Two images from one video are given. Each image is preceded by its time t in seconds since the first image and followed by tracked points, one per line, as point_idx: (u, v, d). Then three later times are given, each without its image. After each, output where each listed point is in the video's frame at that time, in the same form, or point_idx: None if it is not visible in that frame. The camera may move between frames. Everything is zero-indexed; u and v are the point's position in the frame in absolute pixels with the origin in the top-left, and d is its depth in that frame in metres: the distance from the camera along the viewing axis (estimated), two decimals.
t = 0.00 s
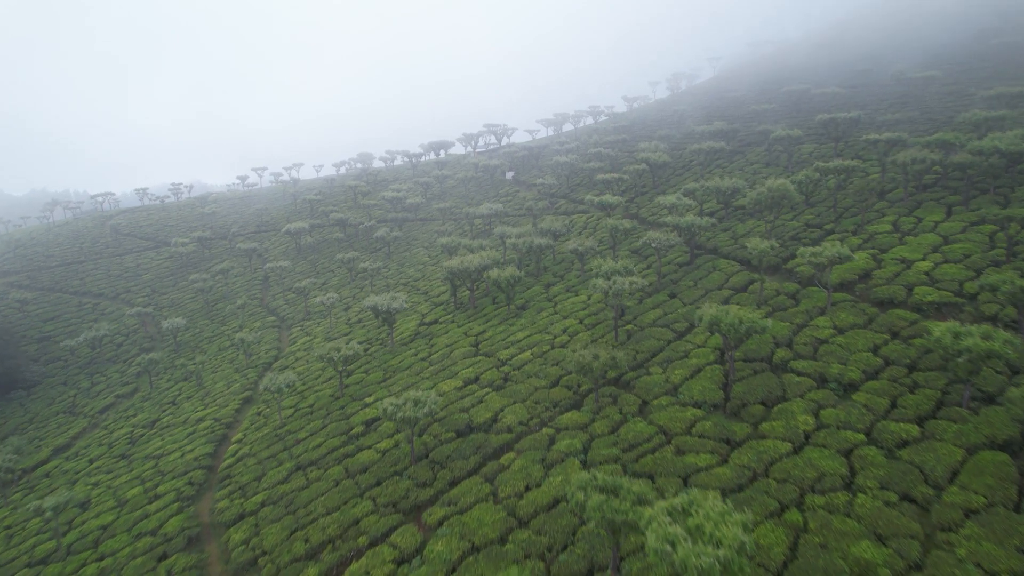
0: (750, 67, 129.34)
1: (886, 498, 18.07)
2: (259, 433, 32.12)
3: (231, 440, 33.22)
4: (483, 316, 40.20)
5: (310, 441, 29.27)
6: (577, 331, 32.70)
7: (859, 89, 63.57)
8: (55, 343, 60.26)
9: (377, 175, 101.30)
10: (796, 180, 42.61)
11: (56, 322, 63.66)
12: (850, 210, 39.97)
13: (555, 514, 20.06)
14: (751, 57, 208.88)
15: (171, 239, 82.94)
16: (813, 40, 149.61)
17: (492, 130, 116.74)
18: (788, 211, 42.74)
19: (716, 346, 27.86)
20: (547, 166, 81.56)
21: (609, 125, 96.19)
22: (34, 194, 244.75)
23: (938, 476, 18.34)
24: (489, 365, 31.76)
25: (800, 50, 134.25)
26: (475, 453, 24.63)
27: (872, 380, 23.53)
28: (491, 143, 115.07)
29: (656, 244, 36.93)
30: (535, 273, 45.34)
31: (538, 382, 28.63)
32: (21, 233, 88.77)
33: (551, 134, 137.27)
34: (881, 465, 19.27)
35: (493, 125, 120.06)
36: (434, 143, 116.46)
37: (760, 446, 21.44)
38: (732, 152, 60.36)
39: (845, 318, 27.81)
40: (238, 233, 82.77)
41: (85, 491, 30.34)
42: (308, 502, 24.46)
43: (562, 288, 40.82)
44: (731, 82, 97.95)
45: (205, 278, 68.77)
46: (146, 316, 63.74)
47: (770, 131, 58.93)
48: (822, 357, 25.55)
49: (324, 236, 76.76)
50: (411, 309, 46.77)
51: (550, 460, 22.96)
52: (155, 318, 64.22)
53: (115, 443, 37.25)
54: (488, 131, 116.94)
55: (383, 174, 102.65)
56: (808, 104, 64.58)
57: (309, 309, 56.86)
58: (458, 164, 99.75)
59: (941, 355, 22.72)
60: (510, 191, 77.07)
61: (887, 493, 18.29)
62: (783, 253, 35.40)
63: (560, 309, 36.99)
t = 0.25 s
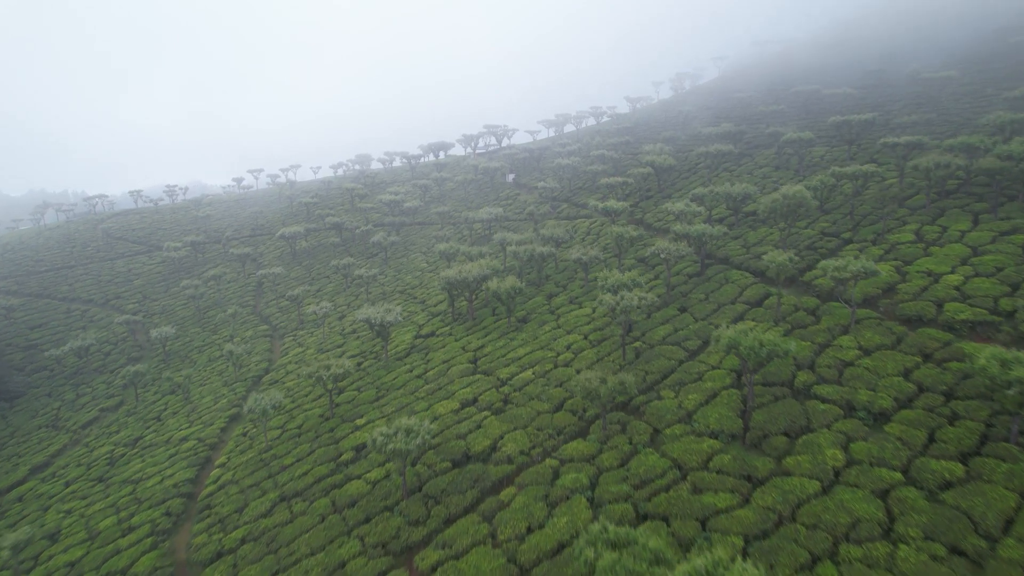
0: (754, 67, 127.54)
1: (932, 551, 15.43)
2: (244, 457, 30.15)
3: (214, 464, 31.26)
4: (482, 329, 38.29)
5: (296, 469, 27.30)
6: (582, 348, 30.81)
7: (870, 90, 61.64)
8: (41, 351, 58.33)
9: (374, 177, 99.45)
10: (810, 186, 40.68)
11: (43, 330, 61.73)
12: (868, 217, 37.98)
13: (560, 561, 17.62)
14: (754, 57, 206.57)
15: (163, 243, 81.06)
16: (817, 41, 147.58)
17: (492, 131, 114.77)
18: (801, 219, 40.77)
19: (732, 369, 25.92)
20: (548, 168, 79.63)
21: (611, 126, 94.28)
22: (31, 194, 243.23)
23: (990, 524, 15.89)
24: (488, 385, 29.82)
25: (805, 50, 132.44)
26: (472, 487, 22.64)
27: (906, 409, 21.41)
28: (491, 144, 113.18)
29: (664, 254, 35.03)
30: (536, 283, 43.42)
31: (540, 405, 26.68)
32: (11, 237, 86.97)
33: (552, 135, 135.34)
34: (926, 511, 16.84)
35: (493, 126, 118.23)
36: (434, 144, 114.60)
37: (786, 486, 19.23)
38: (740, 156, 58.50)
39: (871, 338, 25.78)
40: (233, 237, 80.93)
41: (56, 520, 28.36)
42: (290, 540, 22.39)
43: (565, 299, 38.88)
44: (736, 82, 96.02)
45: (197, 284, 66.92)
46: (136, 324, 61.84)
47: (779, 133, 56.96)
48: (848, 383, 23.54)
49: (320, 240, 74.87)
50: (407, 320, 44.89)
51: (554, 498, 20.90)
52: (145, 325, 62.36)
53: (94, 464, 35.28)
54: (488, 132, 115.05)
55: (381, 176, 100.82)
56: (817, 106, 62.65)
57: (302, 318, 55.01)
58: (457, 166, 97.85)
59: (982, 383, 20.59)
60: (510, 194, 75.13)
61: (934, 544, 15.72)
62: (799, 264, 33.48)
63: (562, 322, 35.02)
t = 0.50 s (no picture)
0: (758, 68, 125.71)
1: None
2: (226, 484, 28.15)
3: (194, 490, 29.26)
4: (481, 343, 36.34)
5: (280, 500, 25.30)
6: (587, 368, 28.88)
7: (883, 91, 59.68)
8: (25, 361, 56.37)
9: (372, 179, 97.57)
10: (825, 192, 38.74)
11: (29, 338, 59.79)
12: (888, 225, 36.02)
13: None
14: (756, 58, 204.97)
15: (155, 247, 79.13)
16: (821, 41, 145.86)
17: (493, 132, 112.96)
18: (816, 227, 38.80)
19: (750, 394, 23.92)
20: (550, 171, 77.71)
21: (614, 127, 92.31)
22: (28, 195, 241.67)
23: None
24: (486, 407, 27.87)
25: (809, 51, 130.60)
26: (469, 527, 20.54)
27: (947, 444, 19.22)
28: (492, 145, 111.29)
29: (674, 266, 33.08)
30: (538, 293, 41.51)
31: (543, 432, 24.69)
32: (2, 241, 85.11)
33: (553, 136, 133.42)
34: (981, 567, 14.22)
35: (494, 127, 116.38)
36: (433, 145, 112.81)
37: (816, 533, 16.72)
38: (748, 161, 56.62)
39: (901, 360, 23.65)
40: (227, 242, 79.05)
41: (22, 554, 26.34)
42: None
43: (568, 311, 36.95)
44: (742, 83, 94.04)
45: (188, 291, 65.00)
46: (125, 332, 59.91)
47: (789, 135, 55.02)
48: (879, 412, 21.38)
49: (316, 245, 73.04)
50: (403, 332, 43.02)
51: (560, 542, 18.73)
52: (134, 333, 60.44)
53: (70, 487, 33.27)
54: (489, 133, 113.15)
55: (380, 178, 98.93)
56: (828, 107, 60.69)
57: (295, 326, 53.12)
58: (456, 167, 95.95)
59: None
60: (511, 198, 73.25)
61: None
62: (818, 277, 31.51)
63: (565, 337, 33.13)
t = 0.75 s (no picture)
0: (763, 69, 123.75)
1: None
2: (205, 515, 26.15)
3: (172, 521, 27.27)
4: (480, 359, 34.35)
5: (260, 536, 23.25)
6: (594, 391, 26.92)
7: (897, 92, 57.63)
8: (8, 371, 54.44)
9: (371, 182, 95.67)
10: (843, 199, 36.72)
11: (14, 347, 57.87)
12: (911, 234, 34.01)
13: None
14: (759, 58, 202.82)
15: (147, 251, 77.18)
16: (827, 41, 143.69)
17: (493, 133, 110.93)
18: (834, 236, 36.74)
19: (772, 424, 21.87)
20: (552, 173, 75.79)
21: (617, 128, 90.32)
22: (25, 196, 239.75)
23: None
24: (485, 433, 25.90)
25: (815, 51, 128.58)
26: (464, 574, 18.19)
27: (1001, 487, 16.91)
28: (492, 147, 109.36)
29: (685, 279, 31.09)
30: (540, 305, 39.53)
31: (546, 464, 22.69)
32: None
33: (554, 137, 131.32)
34: None
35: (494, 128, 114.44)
36: (432, 146, 110.81)
37: None
38: (758, 166, 54.70)
39: (938, 387, 21.46)
40: (221, 246, 77.17)
41: None
42: None
43: (572, 325, 35.00)
44: (748, 83, 92.07)
45: (180, 298, 63.15)
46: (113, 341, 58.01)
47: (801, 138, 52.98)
48: (916, 448, 19.17)
49: (311, 250, 71.09)
50: (399, 345, 41.13)
51: None
52: (122, 342, 58.48)
53: (44, 513, 31.31)
54: (489, 133, 111.22)
55: (378, 180, 97.03)
56: (840, 109, 58.64)
57: (288, 336, 51.17)
58: (456, 169, 94.00)
59: None
60: (512, 201, 71.24)
61: None
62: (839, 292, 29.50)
63: (569, 354, 31.20)
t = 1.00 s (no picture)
0: (768, 69, 121.88)
1: None
2: (180, 550, 24.09)
3: (146, 555, 25.29)
4: (479, 377, 32.43)
5: None
6: (601, 417, 25.01)
7: (911, 93, 55.66)
8: None
9: (368, 184, 93.81)
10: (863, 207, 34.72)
11: None
12: (937, 244, 31.97)
13: None
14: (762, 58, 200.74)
15: (139, 255, 75.31)
16: (832, 40, 141.57)
17: (493, 134, 108.98)
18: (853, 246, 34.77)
19: (798, 460, 19.83)
20: (553, 176, 73.91)
21: (620, 129, 88.40)
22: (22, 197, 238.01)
23: None
24: (483, 463, 23.92)
25: (820, 51, 126.68)
26: None
27: None
28: (493, 148, 107.49)
29: (697, 294, 29.12)
30: (542, 317, 37.65)
31: (550, 502, 20.65)
32: None
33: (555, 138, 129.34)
34: None
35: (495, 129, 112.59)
36: (431, 148, 108.92)
37: None
38: (768, 171, 52.83)
39: (983, 420, 19.28)
40: (215, 251, 75.34)
41: None
42: None
43: (576, 341, 33.06)
44: (754, 84, 90.15)
45: (170, 306, 61.31)
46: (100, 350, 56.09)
47: (812, 141, 50.97)
48: (964, 492, 16.89)
49: (306, 255, 69.19)
50: (394, 360, 39.23)
51: None
52: (110, 351, 56.58)
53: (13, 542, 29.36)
54: (489, 135, 109.27)
55: (376, 183, 95.17)
56: (852, 111, 56.69)
57: (279, 347, 49.25)
58: (456, 171, 92.11)
59: None
60: (512, 205, 69.26)
61: None
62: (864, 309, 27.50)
63: (573, 374, 29.27)
